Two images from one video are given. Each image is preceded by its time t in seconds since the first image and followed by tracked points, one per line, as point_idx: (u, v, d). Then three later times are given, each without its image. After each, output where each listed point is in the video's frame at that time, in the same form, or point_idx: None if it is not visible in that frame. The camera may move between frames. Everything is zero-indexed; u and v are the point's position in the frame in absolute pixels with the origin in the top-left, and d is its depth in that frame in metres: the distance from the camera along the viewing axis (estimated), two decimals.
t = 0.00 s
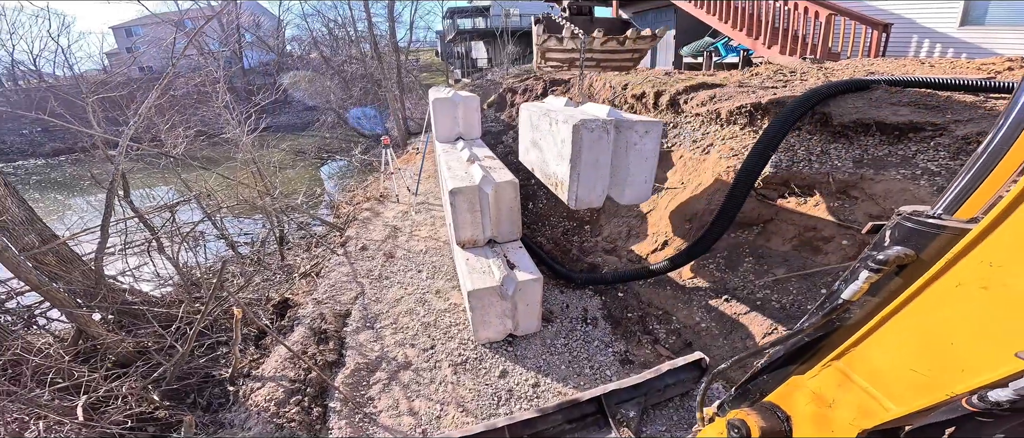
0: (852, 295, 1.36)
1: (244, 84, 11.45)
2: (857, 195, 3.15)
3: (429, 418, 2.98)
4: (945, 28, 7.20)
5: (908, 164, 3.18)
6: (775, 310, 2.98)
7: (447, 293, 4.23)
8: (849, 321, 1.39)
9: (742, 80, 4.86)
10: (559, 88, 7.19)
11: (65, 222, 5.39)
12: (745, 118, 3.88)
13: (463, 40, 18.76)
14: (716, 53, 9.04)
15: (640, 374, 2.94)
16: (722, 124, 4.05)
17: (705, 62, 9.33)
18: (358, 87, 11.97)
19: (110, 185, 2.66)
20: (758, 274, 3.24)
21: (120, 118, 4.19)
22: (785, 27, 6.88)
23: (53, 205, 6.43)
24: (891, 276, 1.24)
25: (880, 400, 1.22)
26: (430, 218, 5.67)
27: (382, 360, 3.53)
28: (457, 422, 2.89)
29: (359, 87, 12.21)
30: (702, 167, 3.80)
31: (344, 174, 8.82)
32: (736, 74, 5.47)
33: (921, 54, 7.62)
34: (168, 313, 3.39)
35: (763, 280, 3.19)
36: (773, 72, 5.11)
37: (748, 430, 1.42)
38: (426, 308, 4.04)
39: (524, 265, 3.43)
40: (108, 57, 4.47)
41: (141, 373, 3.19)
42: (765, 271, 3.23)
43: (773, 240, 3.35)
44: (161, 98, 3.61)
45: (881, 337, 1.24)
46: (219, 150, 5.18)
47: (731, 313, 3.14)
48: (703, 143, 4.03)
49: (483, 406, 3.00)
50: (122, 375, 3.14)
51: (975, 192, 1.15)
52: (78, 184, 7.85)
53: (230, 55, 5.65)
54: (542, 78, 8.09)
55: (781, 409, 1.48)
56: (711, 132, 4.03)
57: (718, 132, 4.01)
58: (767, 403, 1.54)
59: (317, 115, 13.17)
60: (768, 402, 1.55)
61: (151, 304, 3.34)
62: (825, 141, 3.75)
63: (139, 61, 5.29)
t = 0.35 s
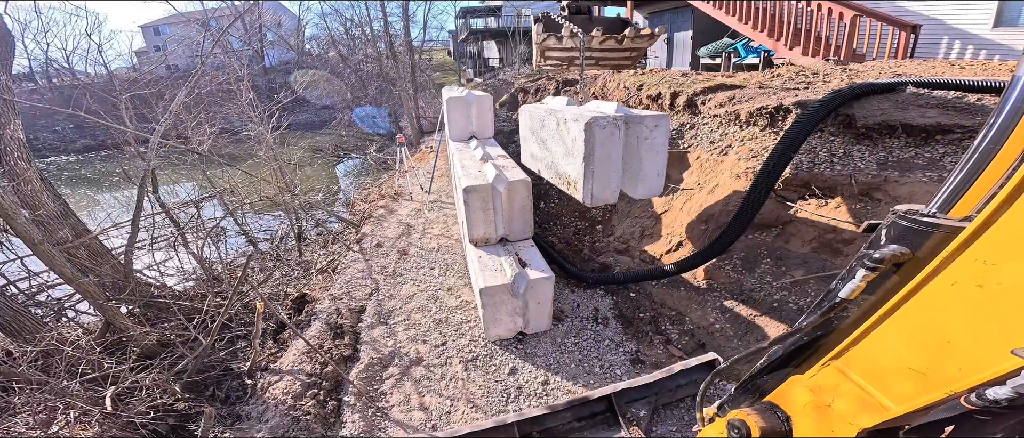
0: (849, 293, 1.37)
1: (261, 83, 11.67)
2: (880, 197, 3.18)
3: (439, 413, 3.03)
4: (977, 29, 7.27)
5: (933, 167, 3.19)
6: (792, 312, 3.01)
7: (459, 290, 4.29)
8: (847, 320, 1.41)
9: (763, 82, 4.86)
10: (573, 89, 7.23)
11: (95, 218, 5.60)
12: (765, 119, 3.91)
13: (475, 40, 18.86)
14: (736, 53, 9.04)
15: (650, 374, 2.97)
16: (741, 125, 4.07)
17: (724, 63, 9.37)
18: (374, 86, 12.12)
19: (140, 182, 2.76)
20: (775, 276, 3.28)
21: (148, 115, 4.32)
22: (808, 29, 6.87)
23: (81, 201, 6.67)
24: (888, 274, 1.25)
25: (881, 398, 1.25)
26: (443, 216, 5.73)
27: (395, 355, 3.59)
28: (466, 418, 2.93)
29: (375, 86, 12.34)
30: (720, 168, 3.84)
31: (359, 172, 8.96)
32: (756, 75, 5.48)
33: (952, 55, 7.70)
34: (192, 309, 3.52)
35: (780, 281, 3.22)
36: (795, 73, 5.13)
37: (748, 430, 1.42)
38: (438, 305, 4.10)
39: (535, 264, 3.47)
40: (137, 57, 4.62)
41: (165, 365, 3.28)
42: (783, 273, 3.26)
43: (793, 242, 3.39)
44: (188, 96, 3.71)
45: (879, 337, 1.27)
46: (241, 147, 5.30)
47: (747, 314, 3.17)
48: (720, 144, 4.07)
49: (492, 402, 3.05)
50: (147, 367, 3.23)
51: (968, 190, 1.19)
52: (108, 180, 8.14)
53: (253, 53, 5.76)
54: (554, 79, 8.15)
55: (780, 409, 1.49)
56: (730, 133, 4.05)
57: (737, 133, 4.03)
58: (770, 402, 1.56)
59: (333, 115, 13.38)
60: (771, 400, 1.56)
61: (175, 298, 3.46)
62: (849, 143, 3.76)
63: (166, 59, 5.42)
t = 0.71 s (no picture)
0: (845, 291, 1.44)
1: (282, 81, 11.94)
2: (909, 199, 3.19)
3: (452, 407, 3.10)
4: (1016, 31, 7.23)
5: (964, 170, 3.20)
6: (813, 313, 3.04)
7: (473, 287, 4.36)
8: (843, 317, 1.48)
9: (789, 83, 4.89)
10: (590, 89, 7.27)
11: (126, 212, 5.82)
12: (789, 121, 3.91)
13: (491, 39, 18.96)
14: (760, 55, 9.00)
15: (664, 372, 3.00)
16: (765, 127, 4.10)
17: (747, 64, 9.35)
18: (392, 84, 12.29)
19: (175, 179, 2.87)
20: (796, 277, 3.30)
21: (182, 111, 4.49)
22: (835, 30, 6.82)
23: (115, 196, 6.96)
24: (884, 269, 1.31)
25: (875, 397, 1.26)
26: (458, 214, 5.81)
27: (410, 350, 3.67)
28: (478, 412, 2.99)
29: (392, 85, 12.50)
30: (741, 169, 3.87)
31: (377, 170, 9.13)
32: (782, 76, 5.49)
33: (991, 57, 7.61)
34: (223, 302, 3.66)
35: (801, 283, 3.25)
36: (822, 75, 5.14)
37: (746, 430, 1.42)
38: (452, 301, 4.18)
39: (549, 261, 3.49)
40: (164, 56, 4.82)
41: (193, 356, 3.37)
42: (805, 274, 3.29)
43: (815, 243, 3.41)
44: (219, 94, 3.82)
45: (875, 334, 1.29)
46: (266, 144, 5.44)
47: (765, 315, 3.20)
48: (743, 146, 4.09)
49: (504, 397, 3.11)
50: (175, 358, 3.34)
51: (959, 189, 1.25)
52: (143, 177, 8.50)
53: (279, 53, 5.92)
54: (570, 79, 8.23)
55: (779, 408, 1.48)
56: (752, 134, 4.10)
57: (761, 134, 4.06)
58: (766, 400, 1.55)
59: (352, 113, 13.61)
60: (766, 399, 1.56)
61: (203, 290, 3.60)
62: (877, 145, 3.77)
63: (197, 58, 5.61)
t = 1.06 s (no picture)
0: (837, 289, 1.37)
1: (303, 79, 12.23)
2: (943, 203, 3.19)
3: (466, 400, 3.19)
4: None
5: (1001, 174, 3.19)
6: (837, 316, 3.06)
7: (488, 283, 4.45)
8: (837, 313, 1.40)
9: (818, 85, 4.90)
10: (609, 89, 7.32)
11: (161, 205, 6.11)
12: (819, 123, 3.97)
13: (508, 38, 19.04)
14: (789, 56, 8.86)
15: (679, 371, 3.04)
16: (794, 128, 4.15)
17: (775, 66, 9.20)
18: (410, 83, 12.47)
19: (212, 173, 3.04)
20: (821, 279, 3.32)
21: (216, 109, 4.66)
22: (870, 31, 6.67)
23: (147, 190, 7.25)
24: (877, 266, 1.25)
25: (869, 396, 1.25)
26: (474, 211, 5.91)
27: (426, 344, 3.77)
28: (492, 406, 3.08)
29: (410, 83, 12.67)
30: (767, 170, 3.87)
31: (395, 167, 9.30)
32: (812, 79, 5.47)
33: None
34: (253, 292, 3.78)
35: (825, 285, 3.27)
36: (854, 77, 5.12)
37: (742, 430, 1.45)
38: (468, 297, 4.28)
39: (565, 259, 3.57)
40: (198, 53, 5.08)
41: (225, 345, 3.49)
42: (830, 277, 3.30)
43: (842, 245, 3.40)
44: (251, 93, 3.99)
45: (867, 334, 1.27)
46: (293, 140, 5.60)
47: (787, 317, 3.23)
48: (769, 147, 4.11)
49: (517, 392, 3.19)
50: (207, 347, 3.44)
51: (948, 187, 1.23)
52: (177, 172, 8.88)
53: (307, 51, 6.06)
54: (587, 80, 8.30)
55: (773, 406, 1.52)
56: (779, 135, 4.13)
57: (790, 137, 4.10)
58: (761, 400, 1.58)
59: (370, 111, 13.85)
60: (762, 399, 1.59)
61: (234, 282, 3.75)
62: (911, 148, 3.79)
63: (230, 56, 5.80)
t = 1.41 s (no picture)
0: (834, 288, 1.36)
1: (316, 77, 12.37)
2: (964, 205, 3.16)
3: (474, 396, 3.22)
4: None
5: None
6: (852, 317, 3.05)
7: (497, 281, 4.50)
8: (834, 313, 1.41)
9: (838, 87, 4.87)
10: (622, 90, 7.35)
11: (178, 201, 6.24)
12: (838, 124, 3.96)
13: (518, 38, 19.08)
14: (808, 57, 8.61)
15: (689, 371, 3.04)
16: (811, 130, 4.14)
17: (793, 67, 9.07)
18: (422, 82, 12.58)
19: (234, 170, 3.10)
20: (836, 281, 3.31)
21: (235, 107, 4.77)
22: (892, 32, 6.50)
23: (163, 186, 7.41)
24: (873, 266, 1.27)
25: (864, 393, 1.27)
26: (484, 210, 5.96)
27: (436, 340, 3.81)
28: (501, 402, 3.10)
29: (422, 83, 12.77)
30: (784, 171, 3.88)
31: (406, 166, 9.39)
32: (832, 80, 5.44)
33: None
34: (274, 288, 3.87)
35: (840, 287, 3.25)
36: (875, 79, 5.10)
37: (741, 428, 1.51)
38: (477, 294, 4.33)
39: (575, 258, 3.62)
40: (217, 52, 5.17)
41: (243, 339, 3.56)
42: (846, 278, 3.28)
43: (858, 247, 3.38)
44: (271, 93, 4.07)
45: (864, 332, 1.29)
46: (308, 139, 5.69)
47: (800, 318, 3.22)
48: (786, 149, 4.11)
49: (525, 389, 3.21)
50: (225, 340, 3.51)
51: (944, 186, 1.22)
52: (195, 169, 9.10)
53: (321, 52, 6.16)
54: (598, 80, 8.34)
55: (773, 405, 1.57)
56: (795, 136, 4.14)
57: (807, 137, 4.10)
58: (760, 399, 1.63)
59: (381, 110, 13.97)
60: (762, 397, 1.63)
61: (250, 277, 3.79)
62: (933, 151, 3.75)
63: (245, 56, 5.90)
